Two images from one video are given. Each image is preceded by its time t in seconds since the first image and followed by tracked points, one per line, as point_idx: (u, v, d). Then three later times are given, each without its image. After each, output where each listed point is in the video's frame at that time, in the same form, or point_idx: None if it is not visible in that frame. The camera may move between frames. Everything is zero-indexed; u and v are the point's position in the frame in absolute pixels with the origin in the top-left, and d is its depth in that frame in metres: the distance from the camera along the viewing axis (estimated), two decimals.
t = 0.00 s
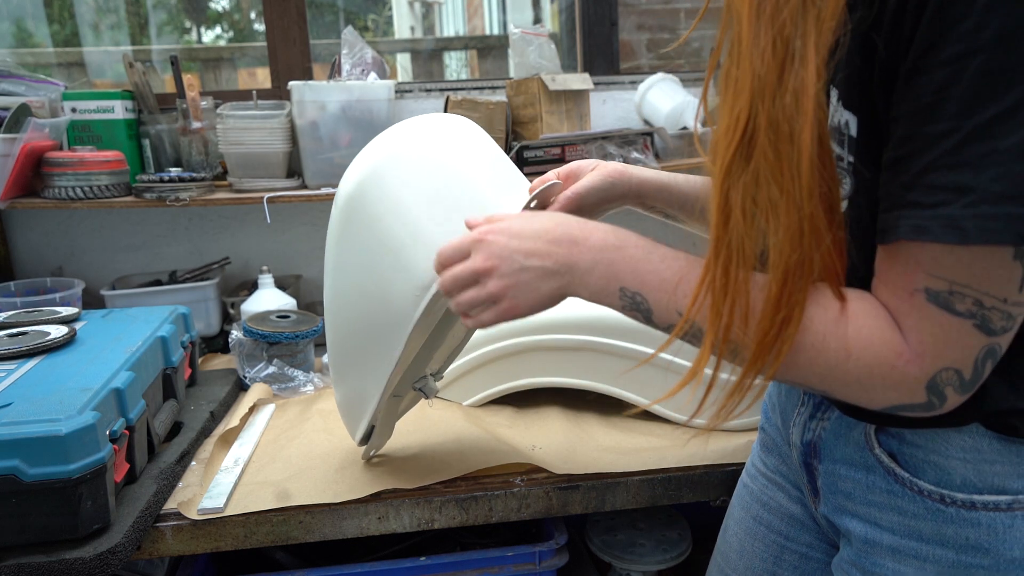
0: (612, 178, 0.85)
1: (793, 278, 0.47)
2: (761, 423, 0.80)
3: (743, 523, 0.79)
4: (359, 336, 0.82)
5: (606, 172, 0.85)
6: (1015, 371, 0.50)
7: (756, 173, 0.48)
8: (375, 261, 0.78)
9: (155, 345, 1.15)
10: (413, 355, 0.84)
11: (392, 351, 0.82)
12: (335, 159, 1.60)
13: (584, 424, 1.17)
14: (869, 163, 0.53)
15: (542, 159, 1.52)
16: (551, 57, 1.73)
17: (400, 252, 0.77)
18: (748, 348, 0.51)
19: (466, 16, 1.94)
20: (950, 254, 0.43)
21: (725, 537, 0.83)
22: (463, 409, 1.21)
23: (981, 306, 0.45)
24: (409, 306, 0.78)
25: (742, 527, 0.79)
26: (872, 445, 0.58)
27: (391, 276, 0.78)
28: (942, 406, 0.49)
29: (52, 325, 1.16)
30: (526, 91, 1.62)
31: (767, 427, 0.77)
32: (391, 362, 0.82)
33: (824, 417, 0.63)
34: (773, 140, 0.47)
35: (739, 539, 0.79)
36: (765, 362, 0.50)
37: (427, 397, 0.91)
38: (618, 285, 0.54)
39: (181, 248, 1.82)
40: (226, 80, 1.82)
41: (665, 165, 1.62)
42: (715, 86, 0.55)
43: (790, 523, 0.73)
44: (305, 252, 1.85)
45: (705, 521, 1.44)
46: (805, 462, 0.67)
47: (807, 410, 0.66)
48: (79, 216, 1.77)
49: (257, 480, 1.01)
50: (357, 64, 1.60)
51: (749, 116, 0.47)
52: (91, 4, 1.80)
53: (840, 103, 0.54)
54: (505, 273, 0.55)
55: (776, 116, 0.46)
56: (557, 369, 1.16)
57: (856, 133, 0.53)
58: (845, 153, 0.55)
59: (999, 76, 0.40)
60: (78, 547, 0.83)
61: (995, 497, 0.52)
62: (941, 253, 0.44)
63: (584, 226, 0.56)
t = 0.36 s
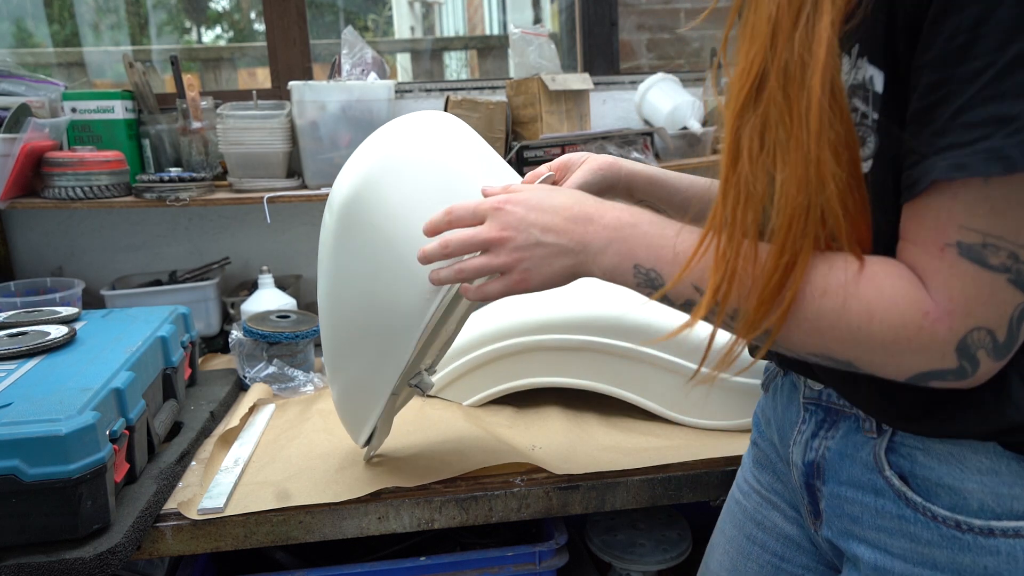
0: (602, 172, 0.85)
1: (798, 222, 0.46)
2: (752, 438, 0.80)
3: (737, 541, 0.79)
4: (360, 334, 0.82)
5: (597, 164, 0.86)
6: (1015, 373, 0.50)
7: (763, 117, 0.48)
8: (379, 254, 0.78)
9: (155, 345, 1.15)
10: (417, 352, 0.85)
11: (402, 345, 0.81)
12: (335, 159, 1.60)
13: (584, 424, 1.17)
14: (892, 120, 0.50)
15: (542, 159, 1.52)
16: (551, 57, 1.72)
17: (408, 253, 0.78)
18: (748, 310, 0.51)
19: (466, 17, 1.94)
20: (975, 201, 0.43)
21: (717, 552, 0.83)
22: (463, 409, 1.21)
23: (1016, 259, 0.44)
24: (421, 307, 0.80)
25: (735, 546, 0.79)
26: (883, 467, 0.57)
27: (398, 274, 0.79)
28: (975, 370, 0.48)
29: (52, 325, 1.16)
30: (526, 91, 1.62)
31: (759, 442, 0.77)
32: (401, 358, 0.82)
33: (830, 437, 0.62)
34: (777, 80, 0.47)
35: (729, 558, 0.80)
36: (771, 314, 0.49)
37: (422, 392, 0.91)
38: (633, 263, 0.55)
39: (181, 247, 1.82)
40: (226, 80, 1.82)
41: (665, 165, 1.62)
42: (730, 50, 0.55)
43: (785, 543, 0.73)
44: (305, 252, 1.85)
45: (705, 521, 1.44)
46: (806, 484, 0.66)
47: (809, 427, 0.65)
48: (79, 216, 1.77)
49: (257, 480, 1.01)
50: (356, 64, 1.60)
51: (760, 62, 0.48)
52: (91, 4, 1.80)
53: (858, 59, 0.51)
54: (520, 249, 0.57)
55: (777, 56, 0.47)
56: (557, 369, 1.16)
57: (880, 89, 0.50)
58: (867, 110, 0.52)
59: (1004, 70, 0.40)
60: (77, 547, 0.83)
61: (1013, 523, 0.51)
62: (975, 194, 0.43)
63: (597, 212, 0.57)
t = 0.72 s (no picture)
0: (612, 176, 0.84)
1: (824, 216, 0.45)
2: (738, 442, 0.80)
3: (722, 548, 0.78)
4: (360, 334, 0.82)
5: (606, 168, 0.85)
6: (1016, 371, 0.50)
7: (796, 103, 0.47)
8: (383, 255, 0.78)
9: (155, 345, 1.15)
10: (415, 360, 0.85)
11: (400, 353, 0.82)
12: (335, 159, 1.60)
13: (584, 424, 1.17)
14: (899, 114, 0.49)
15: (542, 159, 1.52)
16: (551, 57, 1.72)
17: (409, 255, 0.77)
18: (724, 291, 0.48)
19: (466, 17, 1.94)
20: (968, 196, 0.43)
21: (701, 560, 0.82)
22: (463, 408, 1.20)
23: (992, 256, 0.43)
24: (421, 309, 0.78)
25: (720, 553, 0.78)
26: (882, 469, 0.57)
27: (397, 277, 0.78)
28: (936, 365, 0.47)
29: (52, 325, 1.16)
30: (526, 91, 1.62)
31: (747, 447, 0.77)
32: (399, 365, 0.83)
33: (827, 438, 0.62)
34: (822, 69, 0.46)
35: (713, 564, 0.79)
36: (750, 294, 0.47)
37: (424, 395, 0.93)
38: (608, 239, 0.50)
39: (181, 247, 1.82)
40: (226, 79, 1.82)
41: (665, 165, 1.63)
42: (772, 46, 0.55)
43: (772, 550, 0.73)
44: (305, 252, 1.85)
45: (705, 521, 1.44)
46: (800, 486, 0.65)
47: (804, 428, 0.65)
48: (79, 216, 1.77)
49: (257, 480, 1.01)
50: (357, 64, 1.60)
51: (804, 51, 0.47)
52: (91, 4, 1.80)
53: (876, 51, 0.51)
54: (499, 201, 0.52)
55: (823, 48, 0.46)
56: (557, 369, 1.16)
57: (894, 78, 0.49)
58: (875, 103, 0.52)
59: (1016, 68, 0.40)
60: (77, 547, 0.83)
61: (1014, 526, 0.52)
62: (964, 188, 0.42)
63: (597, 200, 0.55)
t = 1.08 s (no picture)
0: (608, 175, 0.85)
1: (775, 256, 0.48)
2: (744, 436, 0.79)
3: (728, 541, 0.78)
4: (354, 324, 0.81)
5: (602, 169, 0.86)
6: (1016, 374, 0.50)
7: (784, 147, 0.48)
8: (381, 251, 0.78)
9: (155, 345, 1.15)
10: (412, 354, 0.86)
11: (389, 349, 0.81)
12: (335, 159, 1.60)
13: (584, 424, 1.17)
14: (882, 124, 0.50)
15: (542, 159, 1.52)
16: (551, 57, 1.72)
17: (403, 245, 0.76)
18: (654, 296, 0.54)
19: (466, 17, 1.94)
20: (889, 217, 0.46)
21: (707, 555, 0.82)
22: (463, 408, 1.20)
23: (903, 272, 0.46)
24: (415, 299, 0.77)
25: (726, 545, 0.78)
26: (879, 461, 0.56)
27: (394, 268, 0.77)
28: (842, 366, 0.51)
29: (52, 325, 1.16)
30: (526, 91, 1.62)
31: (752, 441, 0.76)
32: (387, 368, 0.83)
33: (825, 431, 0.61)
34: (817, 114, 0.45)
35: (720, 557, 0.79)
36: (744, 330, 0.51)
37: (426, 396, 0.94)
38: (558, 249, 0.58)
39: (181, 247, 1.82)
40: (226, 79, 1.82)
41: (665, 166, 1.62)
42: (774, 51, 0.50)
43: (777, 542, 0.72)
44: (305, 252, 1.85)
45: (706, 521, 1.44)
46: (800, 479, 0.64)
47: (805, 422, 0.63)
48: (79, 215, 1.77)
49: (258, 480, 1.01)
50: (357, 63, 1.60)
51: (795, 85, 0.47)
52: (91, 4, 1.81)
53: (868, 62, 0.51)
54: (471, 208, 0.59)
55: (817, 87, 0.45)
56: (557, 369, 1.16)
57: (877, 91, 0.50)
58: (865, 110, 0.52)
59: (961, 103, 0.42)
60: (77, 547, 0.83)
61: (1008, 518, 0.51)
62: (885, 213, 0.46)
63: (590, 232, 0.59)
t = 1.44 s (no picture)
0: (608, 172, 0.85)
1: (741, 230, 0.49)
2: (736, 433, 0.79)
3: (718, 536, 0.77)
4: (355, 322, 0.81)
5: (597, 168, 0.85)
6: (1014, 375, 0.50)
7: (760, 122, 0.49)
8: (380, 245, 0.77)
9: (155, 345, 1.15)
10: (412, 352, 0.86)
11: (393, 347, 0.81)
12: (335, 159, 1.60)
13: (584, 424, 1.17)
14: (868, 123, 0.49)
15: (542, 159, 1.52)
16: (551, 57, 1.72)
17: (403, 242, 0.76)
18: (632, 283, 0.55)
19: (466, 17, 1.94)
20: (850, 214, 0.45)
21: (698, 550, 0.81)
22: (463, 408, 1.20)
23: (866, 267, 0.46)
24: (415, 297, 0.77)
25: (717, 540, 0.77)
26: (852, 456, 0.56)
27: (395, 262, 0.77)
28: (809, 358, 0.51)
29: (52, 325, 1.16)
30: (526, 91, 1.62)
31: (743, 437, 0.76)
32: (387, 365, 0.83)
33: (805, 427, 0.61)
34: (786, 88, 0.46)
35: (711, 552, 0.78)
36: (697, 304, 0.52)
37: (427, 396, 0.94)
38: (542, 231, 0.60)
39: (181, 247, 1.82)
40: (226, 79, 1.82)
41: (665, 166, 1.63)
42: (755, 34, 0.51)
43: (765, 536, 0.72)
44: (305, 252, 1.85)
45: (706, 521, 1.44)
46: (783, 475, 0.64)
47: (786, 418, 0.63)
48: (79, 215, 1.77)
49: (258, 481, 1.01)
50: (356, 63, 1.60)
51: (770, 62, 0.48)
52: (91, 4, 1.81)
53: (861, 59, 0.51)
54: (460, 190, 0.65)
55: (789, 63, 0.45)
56: (557, 369, 1.16)
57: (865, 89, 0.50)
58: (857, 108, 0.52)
59: (916, 99, 0.41)
60: (77, 547, 0.83)
61: (976, 512, 0.51)
62: (845, 209, 0.45)
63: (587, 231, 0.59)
